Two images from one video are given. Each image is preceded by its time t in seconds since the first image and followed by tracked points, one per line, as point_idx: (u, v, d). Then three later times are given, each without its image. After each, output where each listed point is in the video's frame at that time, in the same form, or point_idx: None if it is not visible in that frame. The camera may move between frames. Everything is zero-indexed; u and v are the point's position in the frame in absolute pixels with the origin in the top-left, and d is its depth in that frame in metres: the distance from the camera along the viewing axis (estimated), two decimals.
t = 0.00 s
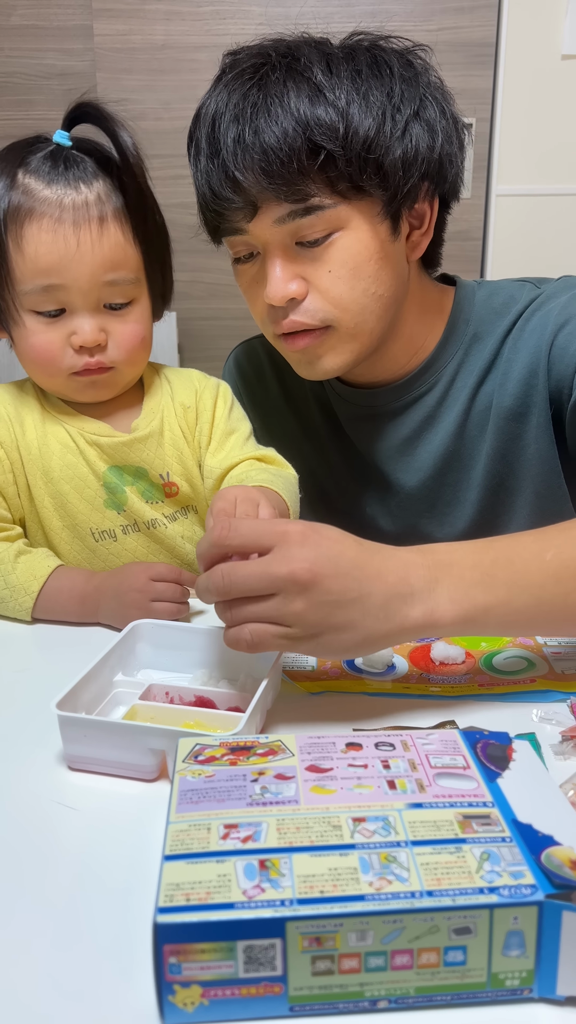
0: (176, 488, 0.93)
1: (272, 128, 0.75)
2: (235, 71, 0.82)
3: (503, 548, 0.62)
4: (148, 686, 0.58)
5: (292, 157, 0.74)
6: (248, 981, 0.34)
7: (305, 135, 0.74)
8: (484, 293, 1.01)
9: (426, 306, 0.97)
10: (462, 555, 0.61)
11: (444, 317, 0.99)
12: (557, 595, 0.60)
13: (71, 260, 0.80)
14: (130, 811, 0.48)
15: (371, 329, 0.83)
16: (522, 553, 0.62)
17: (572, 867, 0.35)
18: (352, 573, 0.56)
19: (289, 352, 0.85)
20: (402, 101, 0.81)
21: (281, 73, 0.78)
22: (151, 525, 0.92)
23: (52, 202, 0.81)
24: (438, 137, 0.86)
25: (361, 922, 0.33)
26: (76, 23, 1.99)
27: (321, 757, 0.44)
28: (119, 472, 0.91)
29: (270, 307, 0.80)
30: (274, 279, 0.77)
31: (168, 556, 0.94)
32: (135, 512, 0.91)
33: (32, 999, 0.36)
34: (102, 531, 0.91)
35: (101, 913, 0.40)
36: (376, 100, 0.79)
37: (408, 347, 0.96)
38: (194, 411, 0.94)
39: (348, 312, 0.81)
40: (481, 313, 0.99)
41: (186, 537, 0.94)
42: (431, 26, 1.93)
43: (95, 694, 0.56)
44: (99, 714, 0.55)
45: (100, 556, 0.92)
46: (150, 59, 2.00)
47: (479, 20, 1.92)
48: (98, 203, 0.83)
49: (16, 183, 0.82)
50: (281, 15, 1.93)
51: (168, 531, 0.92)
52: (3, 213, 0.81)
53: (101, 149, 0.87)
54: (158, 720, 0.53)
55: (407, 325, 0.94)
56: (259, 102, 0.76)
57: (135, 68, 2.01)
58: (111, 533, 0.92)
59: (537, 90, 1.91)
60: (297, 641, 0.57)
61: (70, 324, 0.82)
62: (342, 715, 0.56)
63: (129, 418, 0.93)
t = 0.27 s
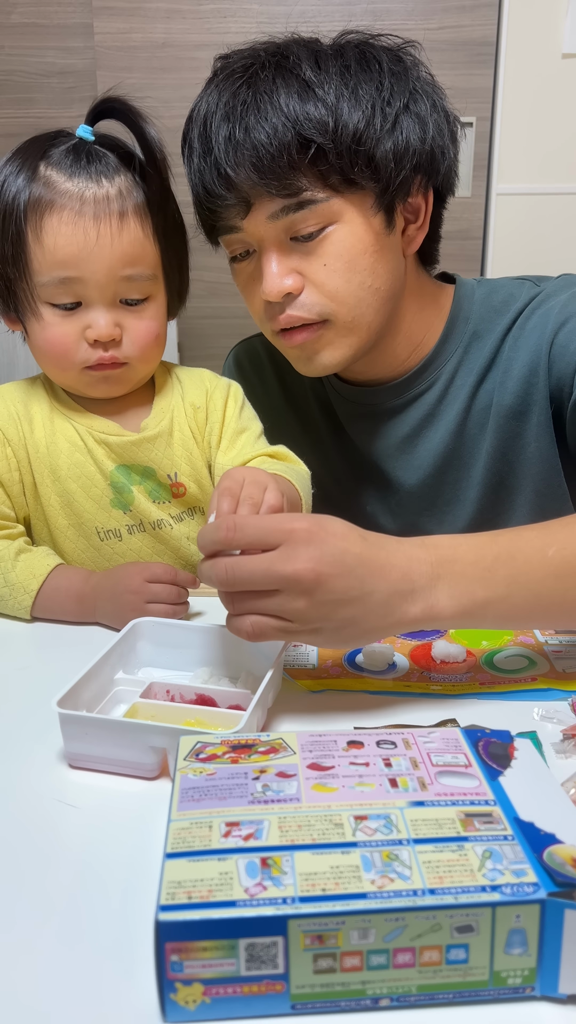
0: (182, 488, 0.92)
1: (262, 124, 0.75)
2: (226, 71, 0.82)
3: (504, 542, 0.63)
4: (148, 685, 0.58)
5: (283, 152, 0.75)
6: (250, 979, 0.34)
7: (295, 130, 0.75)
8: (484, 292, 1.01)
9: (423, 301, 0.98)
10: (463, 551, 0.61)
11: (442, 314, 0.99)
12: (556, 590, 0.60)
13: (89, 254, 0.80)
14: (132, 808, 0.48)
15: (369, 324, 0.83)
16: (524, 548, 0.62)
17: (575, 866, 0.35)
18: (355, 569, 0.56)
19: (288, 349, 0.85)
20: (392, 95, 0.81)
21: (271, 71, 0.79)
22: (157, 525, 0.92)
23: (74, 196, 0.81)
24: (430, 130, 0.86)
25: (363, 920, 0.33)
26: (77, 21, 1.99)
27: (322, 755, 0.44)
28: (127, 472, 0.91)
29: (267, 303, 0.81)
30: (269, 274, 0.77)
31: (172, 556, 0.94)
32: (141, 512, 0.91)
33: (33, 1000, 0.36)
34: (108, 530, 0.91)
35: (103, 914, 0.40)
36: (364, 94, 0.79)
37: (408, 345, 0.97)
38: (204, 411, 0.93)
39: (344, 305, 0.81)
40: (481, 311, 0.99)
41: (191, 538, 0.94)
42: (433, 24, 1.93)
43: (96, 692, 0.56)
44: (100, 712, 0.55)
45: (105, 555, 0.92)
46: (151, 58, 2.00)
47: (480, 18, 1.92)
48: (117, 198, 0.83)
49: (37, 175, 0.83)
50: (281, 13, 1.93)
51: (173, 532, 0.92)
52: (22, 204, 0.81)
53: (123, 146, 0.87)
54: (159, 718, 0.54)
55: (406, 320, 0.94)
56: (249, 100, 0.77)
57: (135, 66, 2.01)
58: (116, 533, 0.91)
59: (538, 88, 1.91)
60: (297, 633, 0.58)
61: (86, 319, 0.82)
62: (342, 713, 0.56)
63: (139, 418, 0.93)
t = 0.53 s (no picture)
0: (183, 488, 0.92)
1: (262, 124, 0.75)
2: (225, 71, 0.83)
3: (508, 539, 0.63)
4: (149, 684, 0.58)
5: (283, 151, 0.75)
6: (252, 978, 0.34)
7: (294, 129, 0.75)
8: (484, 291, 1.01)
9: (424, 299, 0.98)
10: (462, 547, 0.62)
11: (443, 313, 0.99)
12: (553, 586, 0.61)
13: (86, 257, 0.80)
14: (134, 807, 0.48)
15: (370, 322, 0.83)
16: (522, 543, 0.63)
17: None
18: (358, 569, 0.57)
19: (289, 348, 0.85)
20: (391, 93, 0.81)
21: (270, 70, 0.79)
22: (157, 526, 0.92)
23: (70, 197, 0.81)
24: (430, 129, 0.86)
25: (365, 919, 0.33)
26: (77, 19, 1.99)
27: (324, 754, 0.44)
28: (127, 472, 0.91)
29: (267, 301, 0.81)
30: (270, 273, 0.77)
31: (173, 556, 0.94)
32: (141, 513, 0.91)
33: (34, 1000, 0.36)
34: (108, 531, 0.91)
35: (104, 916, 0.40)
36: (364, 93, 0.79)
37: (408, 345, 0.97)
38: (205, 410, 0.93)
39: (344, 302, 0.81)
40: (482, 311, 0.99)
41: (192, 538, 0.94)
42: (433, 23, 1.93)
43: (98, 691, 0.57)
44: (101, 711, 0.55)
45: (106, 555, 0.93)
46: (151, 56, 1.99)
47: (481, 17, 1.92)
48: (113, 199, 0.83)
49: (34, 176, 0.83)
50: (282, 12, 1.93)
51: (174, 532, 0.92)
52: (19, 207, 0.81)
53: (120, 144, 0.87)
54: (159, 717, 0.54)
55: (406, 318, 0.95)
56: (248, 99, 0.77)
57: (135, 65, 2.00)
58: (117, 533, 0.91)
59: (539, 87, 1.91)
60: (303, 631, 0.58)
61: (83, 321, 0.82)
62: (343, 711, 0.56)
63: (140, 418, 0.92)
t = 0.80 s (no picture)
0: (181, 488, 0.92)
1: (260, 123, 0.75)
2: (224, 71, 0.82)
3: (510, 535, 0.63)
4: (149, 684, 0.58)
5: (281, 151, 0.75)
6: (251, 978, 0.34)
7: (292, 128, 0.75)
8: (484, 290, 1.01)
9: (423, 299, 0.98)
10: (459, 540, 0.63)
11: (444, 313, 0.99)
12: (549, 582, 0.62)
13: (81, 257, 0.80)
14: (133, 806, 0.48)
15: (369, 321, 0.83)
16: (519, 538, 0.64)
17: None
18: (362, 564, 0.57)
19: (288, 346, 0.85)
20: (389, 91, 0.81)
21: (269, 70, 0.79)
22: (156, 525, 0.92)
23: (65, 197, 0.81)
24: (429, 127, 0.86)
25: (365, 918, 0.33)
26: (77, 18, 1.99)
27: (324, 754, 0.44)
28: (125, 472, 0.91)
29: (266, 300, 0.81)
30: (269, 273, 0.77)
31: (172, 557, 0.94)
32: (140, 513, 0.91)
33: (32, 1001, 0.35)
34: (107, 531, 0.91)
35: (102, 919, 0.40)
36: (362, 92, 0.79)
37: (408, 346, 0.97)
38: (203, 410, 0.93)
39: (344, 301, 0.81)
40: (482, 310, 0.99)
41: (191, 538, 0.94)
42: (433, 22, 1.93)
43: (98, 690, 0.57)
44: (101, 710, 0.55)
45: (104, 555, 0.92)
46: (151, 55, 1.99)
47: (481, 16, 1.92)
48: (108, 198, 0.82)
49: (29, 176, 0.82)
50: (282, 11, 1.93)
51: (173, 532, 0.92)
52: (14, 207, 0.81)
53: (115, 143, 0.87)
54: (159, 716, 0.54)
55: (406, 316, 0.95)
56: (246, 98, 0.77)
57: (135, 64, 2.00)
58: (115, 533, 0.91)
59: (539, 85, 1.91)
60: (313, 633, 0.57)
61: (80, 321, 0.82)
62: (342, 711, 0.56)
63: (137, 418, 0.92)
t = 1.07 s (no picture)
0: (180, 487, 0.92)
1: (256, 123, 0.75)
2: (220, 71, 0.82)
3: (510, 527, 0.63)
4: (148, 683, 0.58)
5: (277, 150, 0.75)
6: (251, 978, 0.33)
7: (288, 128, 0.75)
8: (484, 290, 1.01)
9: (422, 297, 0.97)
10: (457, 524, 0.63)
11: (443, 313, 0.99)
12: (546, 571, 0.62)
13: (74, 259, 0.79)
14: (133, 805, 0.48)
15: (367, 319, 0.83)
16: (517, 522, 0.64)
17: None
18: (362, 543, 0.57)
19: (287, 344, 0.85)
20: (385, 90, 0.81)
21: (265, 70, 0.79)
22: (155, 525, 0.92)
23: (58, 197, 0.81)
24: (426, 126, 0.86)
25: (365, 918, 0.33)
26: (76, 18, 1.99)
27: (324, 753, 0.44)
28: (124, 472, 0.91)
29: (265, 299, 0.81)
30: (266, 272, 0.77)
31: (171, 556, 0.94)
32: (139, 512, 0.91)
33: (31, 1001, 0.35)
34: (106, 530, 0.91)
35: (100, 919, 0.39)
36: (358, 91, 0.79)
37: (406, 345, 0.97)
38: (201, 407, 0.93)
39: (342, 299, 0.81)
40: (481, 309, 0.99)
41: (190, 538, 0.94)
42: (433, 21, 1.92)
43: (97, 690, 0.56)
44: (100, 710, 0.55)
45: (103, 555, 0.93)
46: (151, 55, 1.99)
47: (481, 15, 1.92)
48: (101, 199, 0.82)
49: (22, 176, 0.82)
50: (281, 10, 1.93)
51: (172, 532, 0.92)
52: (7, 207, 0.81)
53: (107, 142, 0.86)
54: (159, 716, 0.53)
55: (405, 315, 0.95)
56: (242, 98, 0.77)
57: (134, 63, 2.00)
58: (115, 533, 0.92)
59: (540, 85, 1.91)
60: (316, 614, 0.58)
61: (75, 322, 0.82)
62: (341, 711, 0.56)
63: (136, 418, 0.92)
